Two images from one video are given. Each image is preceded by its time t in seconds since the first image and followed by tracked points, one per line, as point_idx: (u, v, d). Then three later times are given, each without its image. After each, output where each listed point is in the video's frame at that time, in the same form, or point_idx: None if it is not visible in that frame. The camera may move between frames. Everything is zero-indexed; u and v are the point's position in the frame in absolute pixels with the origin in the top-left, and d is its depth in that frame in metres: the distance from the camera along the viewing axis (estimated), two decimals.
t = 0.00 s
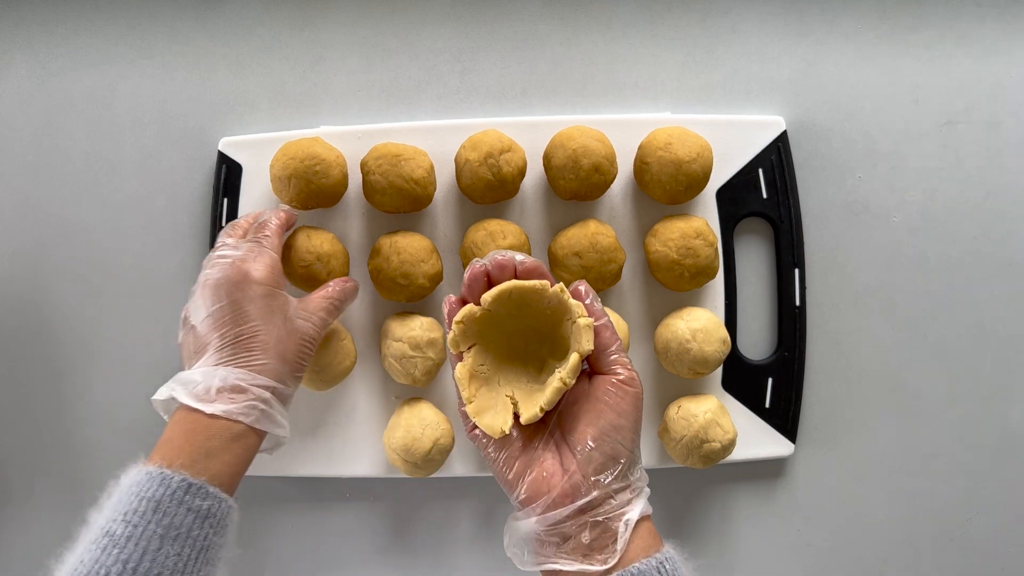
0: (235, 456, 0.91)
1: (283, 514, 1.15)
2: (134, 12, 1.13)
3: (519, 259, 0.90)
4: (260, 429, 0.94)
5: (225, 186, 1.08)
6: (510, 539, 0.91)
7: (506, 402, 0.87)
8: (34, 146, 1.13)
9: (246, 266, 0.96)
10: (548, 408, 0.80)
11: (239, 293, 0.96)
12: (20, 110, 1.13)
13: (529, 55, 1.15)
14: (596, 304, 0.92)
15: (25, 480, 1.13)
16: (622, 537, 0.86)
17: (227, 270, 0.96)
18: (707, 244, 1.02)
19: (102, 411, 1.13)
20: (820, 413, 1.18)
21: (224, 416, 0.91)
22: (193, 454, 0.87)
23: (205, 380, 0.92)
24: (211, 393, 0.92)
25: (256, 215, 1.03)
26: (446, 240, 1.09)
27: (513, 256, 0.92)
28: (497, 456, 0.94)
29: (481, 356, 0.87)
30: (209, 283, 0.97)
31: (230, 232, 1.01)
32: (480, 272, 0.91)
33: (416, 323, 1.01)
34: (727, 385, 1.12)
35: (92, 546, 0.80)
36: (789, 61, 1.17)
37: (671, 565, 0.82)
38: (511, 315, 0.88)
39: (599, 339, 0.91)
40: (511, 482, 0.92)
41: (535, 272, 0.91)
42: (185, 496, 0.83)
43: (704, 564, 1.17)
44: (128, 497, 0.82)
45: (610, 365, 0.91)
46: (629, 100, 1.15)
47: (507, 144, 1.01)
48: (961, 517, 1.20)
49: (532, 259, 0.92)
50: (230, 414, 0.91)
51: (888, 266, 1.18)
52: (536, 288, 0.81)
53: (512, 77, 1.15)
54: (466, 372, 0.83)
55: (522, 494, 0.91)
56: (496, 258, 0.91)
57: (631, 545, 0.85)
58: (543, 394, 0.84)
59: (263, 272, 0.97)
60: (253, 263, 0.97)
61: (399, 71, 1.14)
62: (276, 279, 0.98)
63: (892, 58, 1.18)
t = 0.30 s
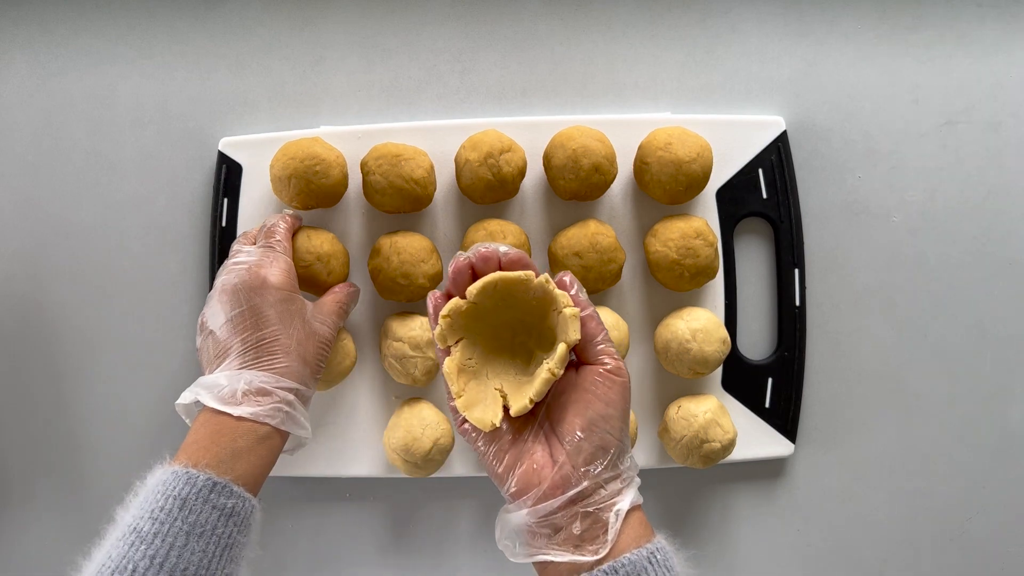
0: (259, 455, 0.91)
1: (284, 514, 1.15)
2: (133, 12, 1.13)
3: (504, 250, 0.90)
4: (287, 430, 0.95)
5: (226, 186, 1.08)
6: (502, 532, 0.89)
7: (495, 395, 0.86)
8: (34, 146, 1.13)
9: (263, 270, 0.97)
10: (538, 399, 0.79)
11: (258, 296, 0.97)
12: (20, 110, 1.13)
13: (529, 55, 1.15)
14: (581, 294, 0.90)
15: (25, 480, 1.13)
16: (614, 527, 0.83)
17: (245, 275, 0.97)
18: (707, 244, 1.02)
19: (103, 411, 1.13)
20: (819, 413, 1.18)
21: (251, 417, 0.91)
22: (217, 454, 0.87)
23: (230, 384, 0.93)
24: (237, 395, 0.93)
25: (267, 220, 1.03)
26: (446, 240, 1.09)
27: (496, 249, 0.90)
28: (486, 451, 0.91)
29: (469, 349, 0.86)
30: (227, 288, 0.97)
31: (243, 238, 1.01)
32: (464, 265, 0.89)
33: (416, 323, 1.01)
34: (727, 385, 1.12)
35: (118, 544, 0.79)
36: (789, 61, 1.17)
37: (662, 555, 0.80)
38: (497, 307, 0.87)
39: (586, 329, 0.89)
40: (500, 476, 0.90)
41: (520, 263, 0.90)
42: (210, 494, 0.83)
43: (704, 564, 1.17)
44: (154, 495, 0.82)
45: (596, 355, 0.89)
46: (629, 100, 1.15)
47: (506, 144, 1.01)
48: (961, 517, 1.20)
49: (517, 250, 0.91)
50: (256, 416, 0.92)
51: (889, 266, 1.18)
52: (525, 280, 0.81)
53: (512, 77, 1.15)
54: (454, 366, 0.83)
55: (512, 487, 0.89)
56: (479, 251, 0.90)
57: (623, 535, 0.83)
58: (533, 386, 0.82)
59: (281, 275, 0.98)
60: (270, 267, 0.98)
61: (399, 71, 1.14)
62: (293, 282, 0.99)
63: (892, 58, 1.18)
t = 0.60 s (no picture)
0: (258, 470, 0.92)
1: (284, 515, 1.15)
2: (133, 11, 1.13)
3: (476, 250, 0.86)
4: (284, 447, 0.95)
5: (226, 186, 1.08)
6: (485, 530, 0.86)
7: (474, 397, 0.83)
8: (34, 146, 1.13)
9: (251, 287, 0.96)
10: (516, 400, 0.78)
11: (246, 314, 0.96)
12: (20, 110, 1.13)
13: (529, 55, 1.15)
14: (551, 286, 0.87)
15: (25, 479, 1.13)
16: (596, 519, 0.80)
17: (234, 293, 0.96)
18: (707, 244, 1.02)
19: (103, 411, 1.13)
20: (820, 413, 1.18)
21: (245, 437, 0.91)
22: (217, 468, 0.88)
23: (225, 403, 0.93)
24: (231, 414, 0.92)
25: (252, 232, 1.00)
26: (446, 240, 1.09)
27: (469, 247, 0.87)
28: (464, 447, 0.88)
29: (446, 350, 0.84)
30: (217, 306, 0.96)
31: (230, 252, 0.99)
32: (437, 265, 0.86)
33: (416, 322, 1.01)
34: (727, 385, 1.12)
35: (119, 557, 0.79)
36: (789, 61, 1.17)
37: (646, 548, 0.76)
38: (473, 307, 0.84)
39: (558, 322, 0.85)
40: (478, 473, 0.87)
41: (494, 261, 0.86)
42: (209, 506, 0.83)
43: (704, 564, 1.17)
44: (154, 508, 0.82)
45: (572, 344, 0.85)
46: (629, 100, 1.15)
47: (507, 144, 1.01)
48: (961, 517, 1.20)
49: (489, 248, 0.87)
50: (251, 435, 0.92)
51: (889, 266, 1.18)
52: (500, 278, 0.79)
53: (512, 78, 1.15)
54: (431, 369, 0.80)
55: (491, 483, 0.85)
56: (450, 249, 0.87)
57: (605, 527, 0.79)
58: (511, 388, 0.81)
59: (269, 292, 0.96)
60: (257, 283, 0.96)
61: (399, 71, 1.14)
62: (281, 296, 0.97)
63: (892, 58, 1.18)
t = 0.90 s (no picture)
0: None
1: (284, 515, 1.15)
2: (133, 11, 1.13)
3: (439, 240, 0.80)
4: None
5: (226, 186, 1.08)
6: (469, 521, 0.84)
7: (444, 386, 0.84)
8: (34, 146, 1.13)
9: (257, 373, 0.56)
10: (489, 387, 0.80)
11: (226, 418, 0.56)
12: (20, 110, 1.13)
13: (529, 56, 1.15)
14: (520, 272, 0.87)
15: (25, 479, 1.13)
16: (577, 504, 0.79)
17: (233, 370, 0.57)
18: (707, 244, 1.02)
19: (103, 411, 1.13)
20: (820, 413, 1.18)
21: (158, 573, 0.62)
22: None
23: (155, 517, 0.62)
24: (158, 539, 0.62)
25: (318, 261, 0.63)
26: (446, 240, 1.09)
27: (432, 237, 0.81)
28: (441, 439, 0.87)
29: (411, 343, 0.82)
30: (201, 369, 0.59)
31: (299, 291, 0.60)
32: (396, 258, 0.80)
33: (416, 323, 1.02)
34: (727, 385, 1.12)
35: None
36: (789, 60, 1.17)
37: (629, 531, 0.75)
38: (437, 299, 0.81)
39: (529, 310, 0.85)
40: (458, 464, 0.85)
41: (458, 248, 0.80)
42: None
43: (703, 564, 1.17)
44: None
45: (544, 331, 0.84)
46: (629, 100, 1.15)
47: (507, 145, 1.01)
48: (960, 517, 1.20)
49: (452, 237, 0.81)
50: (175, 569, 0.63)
51: (888, 266, 1.18)
52: (471, 271, 0.77)
53: (512, 78, 1.15)
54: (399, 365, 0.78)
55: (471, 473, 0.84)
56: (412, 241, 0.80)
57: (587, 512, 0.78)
58: (480, 374, 0.83)
59: (281, 395, 0.56)
60: (270, 371, 0.56)
61: (399, 71, 1.14)
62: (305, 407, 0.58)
63: (892, 58, 1.18)
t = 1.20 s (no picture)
0: None
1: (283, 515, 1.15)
2: (133, 11, 1.13)
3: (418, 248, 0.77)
4: None
5: (225, 185, 1.08)
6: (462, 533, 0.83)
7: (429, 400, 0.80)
8: (34, 146, 1.12)
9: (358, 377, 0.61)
10: (476, 398, 0.76)
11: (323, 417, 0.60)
12: (20, 110, 1.13)
13: (529, 55, 1.15)
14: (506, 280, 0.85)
15: (25, 479, 1.13)
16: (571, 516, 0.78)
17: (333, 371, 0.61)
18: (707, 244, 1.02)
19: (103, 412, 1.13)
20: (820, 413, 1.18)
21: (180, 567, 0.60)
22: None
23: (190, 509, 0.60)
24: (191, 531, 0.60)
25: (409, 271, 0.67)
26: (446, 240, 1.09)
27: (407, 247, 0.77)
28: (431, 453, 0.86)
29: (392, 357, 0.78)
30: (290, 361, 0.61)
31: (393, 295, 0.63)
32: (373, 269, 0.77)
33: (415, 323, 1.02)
34: (727, 385, 1.11)
35: None
36: (789, 61, 1.17)
37: (624, 542, 0.76)
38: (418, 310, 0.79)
39: (515, 315, 0.83)
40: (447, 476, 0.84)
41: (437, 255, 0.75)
42: None
43: (703, 564, 1.17)
44: None
45: (532, 339, 0.83)
46: (629, 100, 1.15)
47: (507, 144, 1.01)
48: (960, 517, 1.20)
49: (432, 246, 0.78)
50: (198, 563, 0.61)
51: (889, 266, 1.18)
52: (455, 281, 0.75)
53: (512, 78, 1.15)
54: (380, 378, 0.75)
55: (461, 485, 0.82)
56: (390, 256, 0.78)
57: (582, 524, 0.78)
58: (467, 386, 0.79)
59: (375, 404, 0.62)
60: (370, 378, 0.62)
61: (399, 71, 1.14)
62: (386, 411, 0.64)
63: (893, 58, 1.18)
